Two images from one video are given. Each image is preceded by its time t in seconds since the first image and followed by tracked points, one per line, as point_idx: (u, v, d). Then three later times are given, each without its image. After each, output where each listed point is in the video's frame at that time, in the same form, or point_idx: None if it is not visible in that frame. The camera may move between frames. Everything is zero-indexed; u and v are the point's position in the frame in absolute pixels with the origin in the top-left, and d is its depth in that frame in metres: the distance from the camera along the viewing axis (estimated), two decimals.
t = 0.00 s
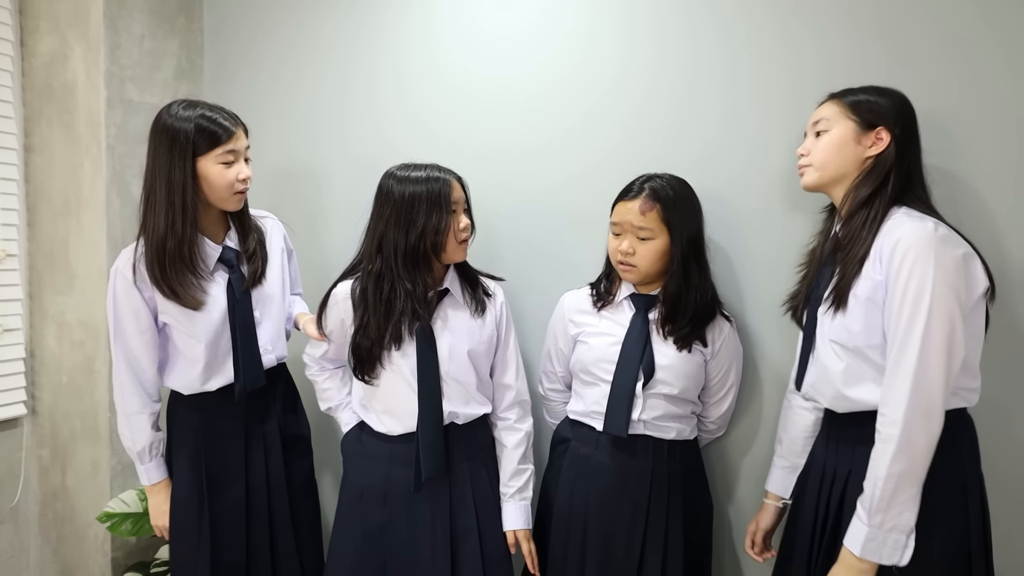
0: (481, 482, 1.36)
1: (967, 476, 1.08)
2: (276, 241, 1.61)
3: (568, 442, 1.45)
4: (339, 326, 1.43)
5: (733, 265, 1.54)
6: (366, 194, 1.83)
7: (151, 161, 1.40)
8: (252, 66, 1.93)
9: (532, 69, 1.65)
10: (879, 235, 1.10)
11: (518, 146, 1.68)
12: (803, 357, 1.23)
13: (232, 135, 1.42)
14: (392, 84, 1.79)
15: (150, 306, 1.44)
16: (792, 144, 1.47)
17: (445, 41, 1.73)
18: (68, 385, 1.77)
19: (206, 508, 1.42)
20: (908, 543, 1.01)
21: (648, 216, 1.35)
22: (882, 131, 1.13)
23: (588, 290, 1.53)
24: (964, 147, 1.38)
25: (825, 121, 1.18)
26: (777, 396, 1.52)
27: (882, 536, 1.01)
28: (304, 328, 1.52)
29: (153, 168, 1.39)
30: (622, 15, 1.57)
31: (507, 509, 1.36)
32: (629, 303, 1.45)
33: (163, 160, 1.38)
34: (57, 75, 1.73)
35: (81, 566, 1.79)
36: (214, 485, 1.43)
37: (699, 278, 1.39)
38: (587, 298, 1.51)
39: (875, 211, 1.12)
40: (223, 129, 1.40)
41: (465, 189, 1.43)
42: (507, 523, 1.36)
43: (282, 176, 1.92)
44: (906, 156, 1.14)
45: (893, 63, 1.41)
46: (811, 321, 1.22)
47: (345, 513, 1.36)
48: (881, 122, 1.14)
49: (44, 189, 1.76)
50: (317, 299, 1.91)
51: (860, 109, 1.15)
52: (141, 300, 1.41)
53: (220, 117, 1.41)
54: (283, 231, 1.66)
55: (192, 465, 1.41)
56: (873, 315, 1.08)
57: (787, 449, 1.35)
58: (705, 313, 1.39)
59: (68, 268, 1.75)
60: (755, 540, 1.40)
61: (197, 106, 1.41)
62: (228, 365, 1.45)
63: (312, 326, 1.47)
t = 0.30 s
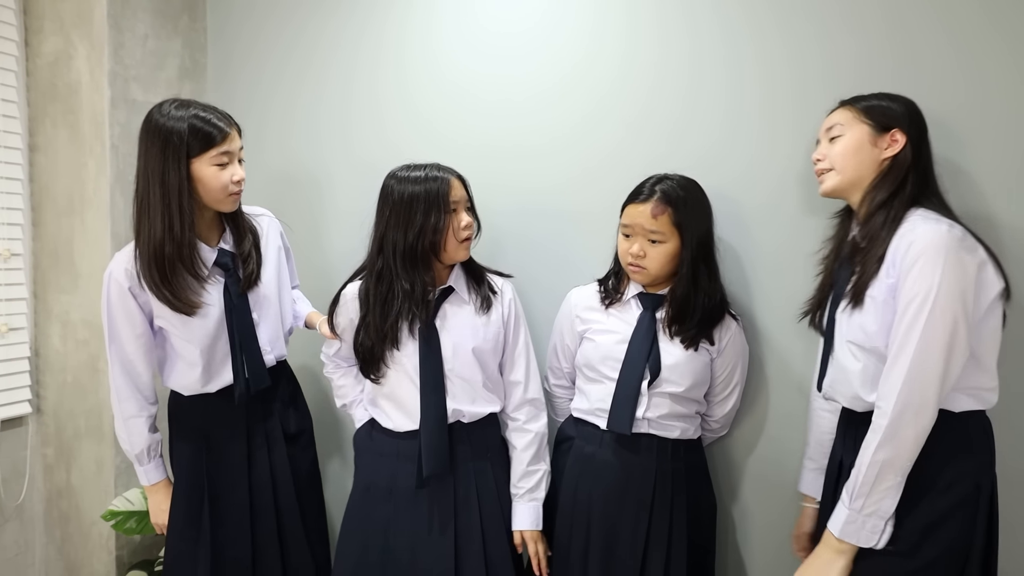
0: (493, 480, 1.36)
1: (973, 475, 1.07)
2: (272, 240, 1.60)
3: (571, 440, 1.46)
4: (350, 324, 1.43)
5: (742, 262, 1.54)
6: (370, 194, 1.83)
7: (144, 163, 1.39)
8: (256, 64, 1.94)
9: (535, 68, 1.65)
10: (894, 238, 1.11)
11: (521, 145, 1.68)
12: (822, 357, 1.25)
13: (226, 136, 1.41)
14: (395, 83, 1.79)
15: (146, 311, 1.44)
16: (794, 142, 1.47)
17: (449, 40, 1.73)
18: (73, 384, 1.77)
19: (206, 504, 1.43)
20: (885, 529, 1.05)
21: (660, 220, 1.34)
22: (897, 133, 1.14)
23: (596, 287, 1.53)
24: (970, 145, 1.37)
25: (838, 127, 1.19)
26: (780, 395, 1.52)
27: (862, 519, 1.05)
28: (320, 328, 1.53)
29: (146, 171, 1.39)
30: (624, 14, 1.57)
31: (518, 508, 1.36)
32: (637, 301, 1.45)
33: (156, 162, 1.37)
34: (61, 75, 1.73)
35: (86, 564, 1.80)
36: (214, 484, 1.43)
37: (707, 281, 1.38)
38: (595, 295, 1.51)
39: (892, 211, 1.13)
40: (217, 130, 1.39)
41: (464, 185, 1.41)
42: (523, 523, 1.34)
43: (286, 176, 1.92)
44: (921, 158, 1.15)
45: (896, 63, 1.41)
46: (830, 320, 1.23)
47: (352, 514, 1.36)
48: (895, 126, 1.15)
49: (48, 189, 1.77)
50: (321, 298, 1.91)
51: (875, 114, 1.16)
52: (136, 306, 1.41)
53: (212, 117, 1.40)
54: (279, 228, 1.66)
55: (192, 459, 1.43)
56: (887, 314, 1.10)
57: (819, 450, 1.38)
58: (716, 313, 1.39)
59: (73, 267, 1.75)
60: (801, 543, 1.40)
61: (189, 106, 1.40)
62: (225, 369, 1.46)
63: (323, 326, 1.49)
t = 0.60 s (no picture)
0: (503, 475, 1.37)
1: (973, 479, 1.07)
2: (271, 232, 1.60)
3: (573, 437, 1.46)
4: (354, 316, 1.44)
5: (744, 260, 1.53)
6: (370, 190, 1.83)
7: (140, 149, 1.37)
8: (256, 60, 1.93)
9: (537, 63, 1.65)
10: (918, 239, 1.11)
11: (522, 140, 1.67)
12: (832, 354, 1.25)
13: (225, 121, 1.41)
14: (396, 79, 1.78)
15: (144, 301, 1.43)
16: (796, 138, 1.47)
17: (450, 36, 1.72)
18: (74, 381, 1.77)
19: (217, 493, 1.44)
20: (886, 526, 1.06)
21: (666, 215, 1.33)
22: (916, 130, 1.13)
23: (599, 282, 1.53)
24: (972, 145, 1.37)
25: (853, 129, 1.19)
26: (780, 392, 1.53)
27: (863, 514, 1.06)
28: (309, 320, 1.52)
29: (142, 155, 1.37)
30: (625, 9, 1.56)
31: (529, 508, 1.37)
32: (640, 297, 1.44)
33: (153, 153, 1.35)
34: (59, 71, 1.72)
35: (88, 561, 1.80)
36: (224, 468, 1.45)
37: (713, 278, 1.38)
38: (598, 290, 1.51)
39: (916, 211, 1.13)
40: (215, 115, 1.39)
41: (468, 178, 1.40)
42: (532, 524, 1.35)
43: (286, 170, 1.92)
44: (944, 151, 1.15)
45: (899, 59, 1.40)
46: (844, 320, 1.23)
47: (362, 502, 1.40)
48: (913, 122, 1.14)
49: (48, 186, 1.76)
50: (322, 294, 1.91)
51: (891, 113, 1.15)
52: (135, 295, 1.40)
53: (212, 103, 1.40)
54: (279, 221, 1.65)
55: (200, 451, 1.43)
56: (903, 315, 1.10)
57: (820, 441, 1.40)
58: (716, 310, 1.39)
59: (73, 264, 1.75)
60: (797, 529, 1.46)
61: (185, 94, 1.38)
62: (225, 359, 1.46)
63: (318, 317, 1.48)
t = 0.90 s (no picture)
0: (505, 475, 1.35)
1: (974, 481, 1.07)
2: (274, 227, 1.61)
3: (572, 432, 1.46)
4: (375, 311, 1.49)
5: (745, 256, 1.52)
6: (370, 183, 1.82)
7: (145, 142, 1.38)
8: (255, 52, 1.92)
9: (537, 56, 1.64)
10: (938, 241, 1.10)
11: (521, 132, 1.66)
12: (844, 357, 1.24)
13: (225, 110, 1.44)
14: (395, 73, 1.77)
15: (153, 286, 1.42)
16: (798, 133, 1.46)
17: (449, 28, 1.71)
18: (73, 374, 1.77)
19: (221, 489, 1.44)
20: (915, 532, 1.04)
21: (668, 209, 1.33)
22: (926, 130, 1.12)
23: (597, 278, 1.52)
24: (976, 144, 1.36)
25: (864, 127, 1.17)
26: (780, 389, 1.52)
27: (892, 521, 1.04)
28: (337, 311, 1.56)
29: (147, 147, 1.38)
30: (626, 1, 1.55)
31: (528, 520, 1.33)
32: (639, 292, 1.44)
33: (157, 145, 1.37)
34: (58, 62, 1.71)
35: (87, 553, 1.80)
36: (229, 463, 1.46)
37: (713, 274, 1.37)
38: (597, 286, 1.50)
39: (930, 215, 1.12)
40: (214, 105, 1.41)
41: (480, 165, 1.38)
42: (529, 535, 1.32)
43: (284, 162, 1.91)
44: (956, 152, 1.13)
45: (902, 55, 1.39)
46: (856, 322, 1.22)
47: (368, 496, 1.41)
48: (923, 122, 1.13)
49: (46, 177, 1.76)
50: (322, 287, 1.91)
51: (901, 113, 1.13)
52: (145, 281, 1.39)
53: (212, 95, 1.43)
54: (282, 219, 1.66)
55: (204, 449, 1.42)
56: (925, 321, 1.09)
57: (822, 437, 1.40)
58: (716, 304, 1.38)
59: (72, 257, 1.74)
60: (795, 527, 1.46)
61: (186, 88, 1.40)
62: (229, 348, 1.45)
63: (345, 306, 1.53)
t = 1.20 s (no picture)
0: (507, 475, 1.33)
1: (973, 481, 1.06)
2: (283, 229, 1.60)
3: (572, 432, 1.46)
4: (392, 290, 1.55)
5: (746, 255, 1.52)
6: (370, 181, 1.82)
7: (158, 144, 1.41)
8: (256, 50, 1.92)
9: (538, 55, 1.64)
10: (940, 243, 1.10)
11: (522, 131, 1.66)
12: (846, 358, 1.24)
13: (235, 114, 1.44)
14: (396, 71, 1.77)
15: (161, 283, 1.43)
16: (799, 133, 1.45)
17: (450, 27, 1.71)
18: (73, 371, 1.77)
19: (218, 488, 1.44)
20: (916, 532, 1.04)
21: (665, 208, 1.33)
22: (929, 131, 1.12)
23: (596, 277, 1.52)
24: (977, 144, 1.36)
25: (866, 128, 1.17)
26: (779, 390, 1.52)
27: (893, 522, 1.04)
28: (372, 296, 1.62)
29: (160, 148, 1.40)
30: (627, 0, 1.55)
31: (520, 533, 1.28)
32: (638, 292, 1.43)
33: (168, 146, 1.39)
34: (59, 60, 1.72)
35: (87, 550, 1.80)
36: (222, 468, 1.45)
37: (712, 273, 1.37)
38: (596, 286, 1.50)
39: (932, 215, 1.12)
40: (224, 109, 1.41)
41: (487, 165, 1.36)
42: (520, 549, 1.27)
43: (285, 161, 1.91)
44: (960, 152, 1.13)
45: (903, 54, 1.38)
46: (858, 324, 1.22)
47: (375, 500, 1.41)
48: (926, 123, 1.12)
49: (48, 175, 1.76)
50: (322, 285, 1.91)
51: (903, 113, 1.13)
52: (152, 277, 1.40)
53: (222, 98, 1.43)
54: (293, 227, 1.65)
55: (204, 446, 1.43)
56: (927, 322, 1.09)
57: (826, 437, 1.39)
58: (714, 302, 1.38)
59: (72, 254, 1.74)
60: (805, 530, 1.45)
61: (200, 93, 1.42)
62: (225, 347, 1.43)
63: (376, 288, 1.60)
